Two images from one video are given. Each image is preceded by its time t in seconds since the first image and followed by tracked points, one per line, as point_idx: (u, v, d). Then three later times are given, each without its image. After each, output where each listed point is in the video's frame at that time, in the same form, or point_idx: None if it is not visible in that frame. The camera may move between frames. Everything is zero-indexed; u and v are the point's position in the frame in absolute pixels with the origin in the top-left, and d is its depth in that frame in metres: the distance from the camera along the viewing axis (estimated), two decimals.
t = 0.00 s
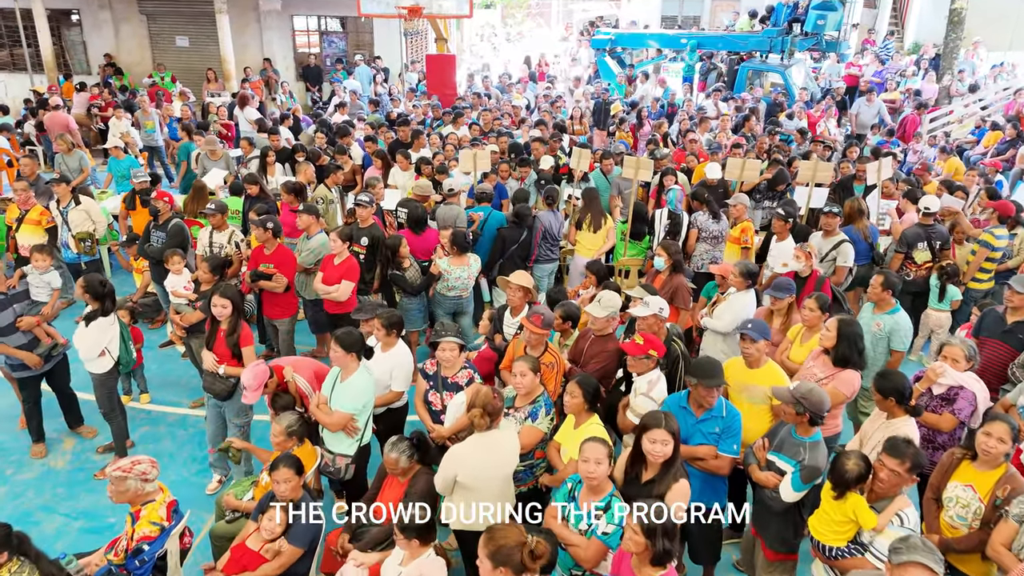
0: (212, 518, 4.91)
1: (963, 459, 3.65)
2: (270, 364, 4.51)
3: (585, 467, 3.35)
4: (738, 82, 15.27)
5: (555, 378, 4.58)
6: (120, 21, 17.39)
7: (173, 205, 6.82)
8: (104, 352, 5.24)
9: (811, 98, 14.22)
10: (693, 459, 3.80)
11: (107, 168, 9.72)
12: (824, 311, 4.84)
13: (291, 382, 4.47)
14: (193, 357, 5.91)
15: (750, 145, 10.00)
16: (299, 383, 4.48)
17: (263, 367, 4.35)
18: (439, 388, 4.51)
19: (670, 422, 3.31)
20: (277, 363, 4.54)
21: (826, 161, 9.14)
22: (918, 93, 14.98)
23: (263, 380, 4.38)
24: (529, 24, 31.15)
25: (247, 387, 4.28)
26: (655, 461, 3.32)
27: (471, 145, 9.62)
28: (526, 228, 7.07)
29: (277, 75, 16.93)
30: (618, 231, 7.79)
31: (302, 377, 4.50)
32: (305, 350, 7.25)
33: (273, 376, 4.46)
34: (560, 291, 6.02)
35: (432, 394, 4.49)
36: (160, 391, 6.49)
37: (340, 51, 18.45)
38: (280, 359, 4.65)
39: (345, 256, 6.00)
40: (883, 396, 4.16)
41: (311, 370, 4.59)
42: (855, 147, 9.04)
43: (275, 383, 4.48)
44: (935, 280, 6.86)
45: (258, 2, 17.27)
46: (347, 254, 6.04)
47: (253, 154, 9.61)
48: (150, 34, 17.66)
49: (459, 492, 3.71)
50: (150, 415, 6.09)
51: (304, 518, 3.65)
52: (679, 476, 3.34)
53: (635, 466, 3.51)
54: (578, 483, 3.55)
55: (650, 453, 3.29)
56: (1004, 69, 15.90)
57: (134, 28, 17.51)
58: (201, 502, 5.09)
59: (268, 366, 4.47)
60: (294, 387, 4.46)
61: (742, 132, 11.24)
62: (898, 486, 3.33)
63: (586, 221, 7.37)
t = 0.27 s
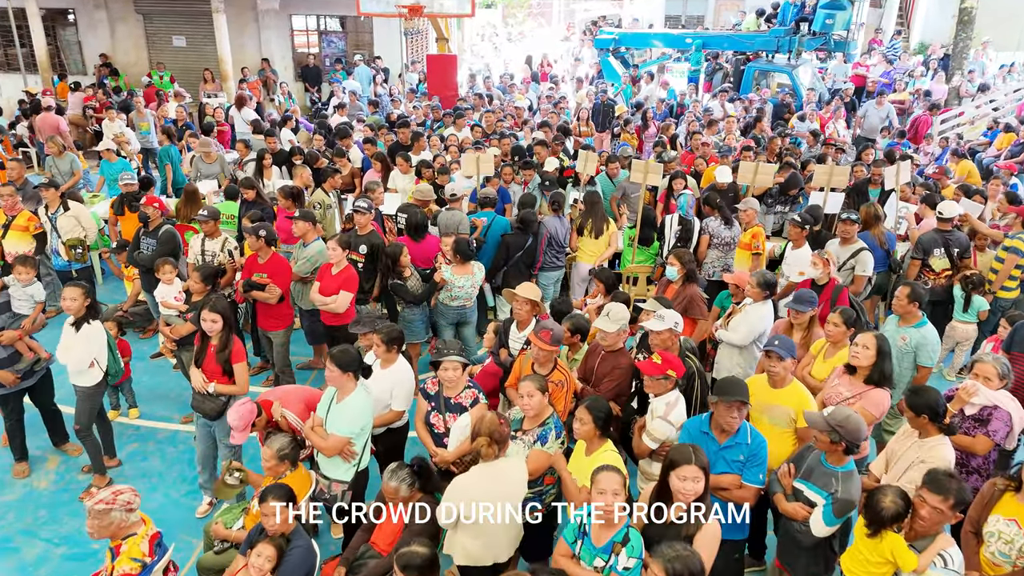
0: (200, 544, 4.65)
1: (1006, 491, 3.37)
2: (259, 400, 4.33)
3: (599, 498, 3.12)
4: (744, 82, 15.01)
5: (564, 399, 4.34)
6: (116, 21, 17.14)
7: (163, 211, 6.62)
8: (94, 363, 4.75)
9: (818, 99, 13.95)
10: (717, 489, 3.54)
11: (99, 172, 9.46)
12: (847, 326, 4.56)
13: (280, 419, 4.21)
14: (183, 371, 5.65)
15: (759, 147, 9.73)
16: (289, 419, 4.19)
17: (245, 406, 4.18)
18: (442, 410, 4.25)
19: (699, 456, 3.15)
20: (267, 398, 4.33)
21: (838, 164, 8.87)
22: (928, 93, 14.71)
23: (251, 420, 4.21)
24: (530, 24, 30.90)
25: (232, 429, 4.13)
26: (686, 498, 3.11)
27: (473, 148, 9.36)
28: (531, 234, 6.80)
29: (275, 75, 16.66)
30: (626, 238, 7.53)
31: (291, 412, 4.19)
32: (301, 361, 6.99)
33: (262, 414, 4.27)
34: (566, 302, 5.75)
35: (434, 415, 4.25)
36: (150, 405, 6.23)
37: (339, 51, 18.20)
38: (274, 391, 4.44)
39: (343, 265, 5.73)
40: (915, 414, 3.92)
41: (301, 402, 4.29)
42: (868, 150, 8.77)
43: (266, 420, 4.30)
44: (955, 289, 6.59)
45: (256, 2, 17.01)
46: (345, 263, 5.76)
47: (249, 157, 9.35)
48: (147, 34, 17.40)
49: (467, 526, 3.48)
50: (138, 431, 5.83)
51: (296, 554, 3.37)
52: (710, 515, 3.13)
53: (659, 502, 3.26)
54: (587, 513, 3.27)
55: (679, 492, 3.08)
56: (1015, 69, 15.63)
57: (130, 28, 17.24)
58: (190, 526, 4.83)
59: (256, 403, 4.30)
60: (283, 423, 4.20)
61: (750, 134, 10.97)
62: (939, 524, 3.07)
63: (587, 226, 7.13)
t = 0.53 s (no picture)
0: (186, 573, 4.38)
1: None
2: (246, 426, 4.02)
3: (617, 536, 2.86)
4: (751, 82, 14.76)
5: (574, 419, 4.07)
6: (111, 20, 16.88)
7: (152, 216, 6.33)
8: (76, 377, 4.40)
9: (827, 99, 13.69)
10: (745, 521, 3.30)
11: (90, 174, 9.21)
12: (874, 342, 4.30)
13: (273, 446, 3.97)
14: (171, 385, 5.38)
15: (769, 149, 9.45)
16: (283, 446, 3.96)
17: (234, 435, 3.87)
18: (444, 432, 3.99)
19: (731, 495, 2.91)
20: (254, 423, 4.03)
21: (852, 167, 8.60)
22: (937, 94, 14.47)
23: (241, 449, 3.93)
24: (531, 24, 30.64)
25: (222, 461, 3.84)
26: (712, 542, 2.85)
27: (474, 150, 9.10)
28: (536, 241, 6.56)
29: (273, 75, 16.41)
30: (634, 243, 7.27)
31: (285, 439, 3.98)
32: (296, 373, 6.72)
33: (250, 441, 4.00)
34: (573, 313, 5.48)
35: (436, 437, 3.99)
36: (138, 420, 5.96)
37: (338, 51, 17.95)
38: (259, 413, 4.16)
39: (341, 274, 5.46)
40: (949, 433, 3.56)
41: (291, 425, 4.08)
42: (882, 152, 8.52)
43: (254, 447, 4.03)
44: (978, 298, 6.33)
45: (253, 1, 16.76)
46: (342, 273, 5.49)
47: (245, 159, 9.09)
48: (143, 33, 17.14)
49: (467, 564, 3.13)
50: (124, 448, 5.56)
51: None
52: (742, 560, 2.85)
53: (690, 546, 2.96)
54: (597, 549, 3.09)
55: (707, 533, 2.82)
56: None
57: (125, 27, 16.98)
58: (176, 552, 4.57)
59: (242, 429, 4.00)
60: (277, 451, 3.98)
61: (759, 135, 10.70)
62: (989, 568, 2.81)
63: (591, 232, 6.86)
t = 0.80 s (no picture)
0: None
1: None
2: (235, 449, 3.77)
3: None
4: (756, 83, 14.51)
5: (583, 445, 3.81)
6: (106, 19, 16.62)
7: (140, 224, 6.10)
8: (53, 399, 4.14)
9: (834, 101, 13.43)
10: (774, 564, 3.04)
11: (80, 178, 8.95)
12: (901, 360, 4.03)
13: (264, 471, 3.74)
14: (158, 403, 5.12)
15: (779, 152, 9.20)
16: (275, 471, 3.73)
17: (219, 459, 3.60)
18: (444, 459, 3.73)
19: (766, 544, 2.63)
20: (243, 447, 3.79)
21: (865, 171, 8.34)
22: (947, 95, 14.22)
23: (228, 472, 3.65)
24: (532, 24, 30.39)
25: (207, 487, 3.57)
26: None
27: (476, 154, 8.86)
28: (541, 249, 6.31)
29: (271, 76, 16.16)
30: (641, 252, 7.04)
31: (276, 463, 3.74)
32: (290, 387, 6.46)
33: (239, 466, 3.74)
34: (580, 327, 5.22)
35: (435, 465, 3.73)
36: (125, 437, 5.71)
37: (336, 51, 17.69)
38: (252, 434, 3.92)
39: (337, 286, 5.20)
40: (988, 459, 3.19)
41: (283, 449, 3.81)
42: (896, 155, 8.27)
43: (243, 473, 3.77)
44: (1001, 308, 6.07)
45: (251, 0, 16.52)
46: (339, 284, 5.23)
47: (239, 163, 8.84)
48: (138, 33, 16.88)
49: None
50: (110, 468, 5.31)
51: None
52: None
53: None
54: None
55: None
56: None
57: (121, 27, 16.72)
58: None
59: (231, 452, 3.74)
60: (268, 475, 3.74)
61: (767, 138, 10.44)
62: None
63: (596, 240, 6.60)
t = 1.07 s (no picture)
0: None
1: None
2: (224, 469, 3.54)
3: None
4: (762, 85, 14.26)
5: (592, 478, 3.56)
6: (101, 20, 16.38)
7: (126, 235, 5.88)
8: (23, 428, 3.91)
9: (841, 103, 13.18)
10: None
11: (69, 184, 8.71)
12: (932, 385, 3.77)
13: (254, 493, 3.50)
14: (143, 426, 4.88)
15: (788, 157, 8.95)
16: (265, 492, 3.51)
17: (206, 480, 3.34)
18: (441, 496, 3.46)
19: None
20: (233, 467, 3.56)
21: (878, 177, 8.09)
22: (956, 97, 13.97)
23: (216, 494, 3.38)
24: (533, 24, 30.10)
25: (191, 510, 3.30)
26: None
27: (477, 159, 8.62)
28: (544, 262, 6.06)
29: (268, 78, 15.91)
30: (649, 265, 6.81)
31: (266, 486, 3.51)
32: (283, 403, 6.21)
33: (228, 487, 3.47)
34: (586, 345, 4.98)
35: (432, 501, 3.47)
36: (110, 460, 5.47)
37: (335, 52, 17.43)
38: (241, 454, 3.70)
39: (331, 302, 4.94)
40: None
41: (273, 472, 3.58)
42: (910, 161, 8.03)
43: (232, 494, 3.50)
44: None
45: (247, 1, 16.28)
46: (334, 300, 4.97)
47: (233, 169, 8.60)
48: (134, 34, 16.63)
49: None
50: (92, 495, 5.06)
51: None
52: None
53: None
54: None
55: None
56: None
57: (116, 28, 16.48)
58: None
59: (218, 473, 3.48)
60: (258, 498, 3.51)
61: (775, 143, 10.20)
62: None
63: (600, 251, 6.34)
